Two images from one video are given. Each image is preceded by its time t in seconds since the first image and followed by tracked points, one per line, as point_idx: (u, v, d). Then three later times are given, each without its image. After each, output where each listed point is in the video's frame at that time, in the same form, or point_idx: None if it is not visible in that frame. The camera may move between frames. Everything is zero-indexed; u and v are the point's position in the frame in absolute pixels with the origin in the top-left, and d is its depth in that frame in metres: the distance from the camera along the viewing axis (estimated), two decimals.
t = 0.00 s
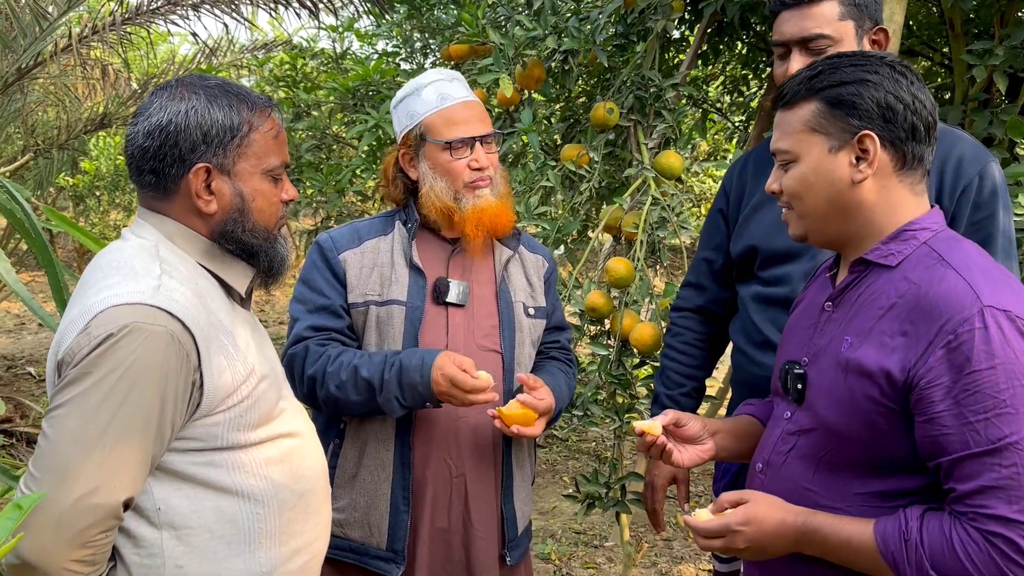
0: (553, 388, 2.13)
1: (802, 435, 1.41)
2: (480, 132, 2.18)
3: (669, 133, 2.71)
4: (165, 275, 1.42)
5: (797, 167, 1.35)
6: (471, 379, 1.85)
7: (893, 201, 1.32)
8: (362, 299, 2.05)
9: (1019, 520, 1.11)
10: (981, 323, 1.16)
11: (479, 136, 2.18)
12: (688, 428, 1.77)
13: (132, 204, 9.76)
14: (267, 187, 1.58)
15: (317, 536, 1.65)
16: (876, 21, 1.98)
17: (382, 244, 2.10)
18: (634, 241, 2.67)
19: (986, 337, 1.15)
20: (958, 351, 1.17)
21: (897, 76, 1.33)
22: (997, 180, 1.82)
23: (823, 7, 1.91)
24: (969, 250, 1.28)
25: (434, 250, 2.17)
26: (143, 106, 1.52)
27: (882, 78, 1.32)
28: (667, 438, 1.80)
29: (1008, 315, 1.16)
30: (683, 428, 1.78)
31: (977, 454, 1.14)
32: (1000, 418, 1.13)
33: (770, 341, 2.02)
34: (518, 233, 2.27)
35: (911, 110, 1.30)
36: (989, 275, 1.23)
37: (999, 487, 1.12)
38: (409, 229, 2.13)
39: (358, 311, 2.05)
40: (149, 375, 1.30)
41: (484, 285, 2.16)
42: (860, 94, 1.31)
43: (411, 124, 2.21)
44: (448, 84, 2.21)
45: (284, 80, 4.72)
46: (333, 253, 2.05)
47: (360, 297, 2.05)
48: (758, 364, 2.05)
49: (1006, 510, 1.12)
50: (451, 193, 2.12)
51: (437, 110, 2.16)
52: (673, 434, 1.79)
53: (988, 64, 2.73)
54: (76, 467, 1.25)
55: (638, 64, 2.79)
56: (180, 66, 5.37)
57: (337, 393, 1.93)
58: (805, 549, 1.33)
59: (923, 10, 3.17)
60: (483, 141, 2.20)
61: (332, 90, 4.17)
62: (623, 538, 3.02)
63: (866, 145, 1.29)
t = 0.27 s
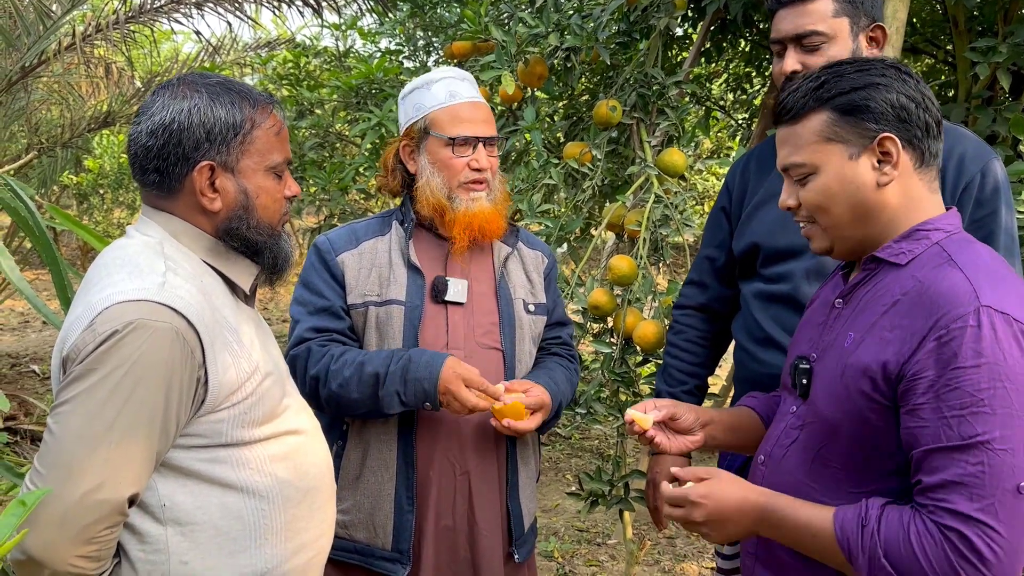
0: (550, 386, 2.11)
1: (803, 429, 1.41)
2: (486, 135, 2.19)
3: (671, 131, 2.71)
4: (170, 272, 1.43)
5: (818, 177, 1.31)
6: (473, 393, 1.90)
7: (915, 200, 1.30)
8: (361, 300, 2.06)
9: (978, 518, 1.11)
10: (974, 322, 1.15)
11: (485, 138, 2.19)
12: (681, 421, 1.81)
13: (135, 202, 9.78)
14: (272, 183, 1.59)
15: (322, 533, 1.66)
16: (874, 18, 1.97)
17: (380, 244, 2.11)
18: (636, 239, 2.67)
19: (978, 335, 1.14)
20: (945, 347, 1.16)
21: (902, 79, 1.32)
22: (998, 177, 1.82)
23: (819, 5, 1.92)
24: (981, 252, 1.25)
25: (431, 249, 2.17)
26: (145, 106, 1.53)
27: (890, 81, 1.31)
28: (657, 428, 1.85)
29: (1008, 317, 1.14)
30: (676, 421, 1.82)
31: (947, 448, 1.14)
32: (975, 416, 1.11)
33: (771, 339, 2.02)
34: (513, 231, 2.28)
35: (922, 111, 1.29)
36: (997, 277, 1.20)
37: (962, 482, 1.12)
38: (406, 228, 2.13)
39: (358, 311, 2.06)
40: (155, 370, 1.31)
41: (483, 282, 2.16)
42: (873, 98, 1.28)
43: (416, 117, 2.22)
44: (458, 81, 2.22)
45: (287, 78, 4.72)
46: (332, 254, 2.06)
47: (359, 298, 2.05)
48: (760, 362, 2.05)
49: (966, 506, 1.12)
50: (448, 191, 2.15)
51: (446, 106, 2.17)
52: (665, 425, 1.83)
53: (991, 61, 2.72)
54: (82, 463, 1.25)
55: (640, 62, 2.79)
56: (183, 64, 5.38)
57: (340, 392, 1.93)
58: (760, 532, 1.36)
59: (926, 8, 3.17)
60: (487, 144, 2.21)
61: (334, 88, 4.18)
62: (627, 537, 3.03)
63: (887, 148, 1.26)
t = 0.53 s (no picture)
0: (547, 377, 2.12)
1: (808, 429, 1.40)
2: (489, 140, 2.20)
3: (672, 130, 2.71)
4: (174, 271, 1.44)
5: (846, 176, 1.24)
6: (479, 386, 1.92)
7: (942, 199, 1.26)
8: (364, 299, 2.06)
9: (919, 506, 1.08)
10: (977, 325, 1.12)
11: (488, 143, 2.19)
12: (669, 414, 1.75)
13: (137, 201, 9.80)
14: (271, 176, 1.60)
15: (325, 532, 1.66)
16: (873, 18, 1.97)
17: (381, 244, 2.12)
18: (637, 239, 2.68)
19: (978, 336, 1.12)
20: (942, 343, 1.14)
21: (932, 73, 1.27)
22: (999, 177, 1.83)
23: (819, 4, 1.92)
24: (1001, 260, 1.22)
25: (432, 250, 2.17)
26: (137, 110, 1.53)
27: (921, 75, 1.25)
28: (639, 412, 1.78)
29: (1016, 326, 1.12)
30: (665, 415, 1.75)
31: (911, 434, 1.11)
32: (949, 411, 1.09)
33: (772, 338, 2.03)
34: (513, 230, 2.29)
35: (952, 108, 1.25)
36: (1013, 287, 1.17)
37: (912, 467, 1.09)
38: (407, 227, 2.14)
39: (360, 311, 2.07)
40: (160, 366, 1.32)
41: (484, 281, 2.17)
42: (906, 94, 1.23)
43: (421, 116, 2.22)
44: (467, 84, 2.22)
45: (288, 78, 4.73)
46: (334, 254, 2.07)
47: (361, 297, 2.06)
48: (761, 361, 2.06)
49: (910, 493, 1.09)
50: (447, 192, 2.15)
51: (451, 109, 2.17)
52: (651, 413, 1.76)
53: (991, 60, 2.73)
54: (86, 461, 1.26)
55: (641, 62, 2.79)
56: (185, 64, 5.39)
57: (345, 390, 1.93)
58: (686, 485, 1.33)
59: (927, 7, 3.17)
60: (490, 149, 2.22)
61: (336, 87, 4.19)
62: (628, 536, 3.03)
63: (920, 147, 1.21)
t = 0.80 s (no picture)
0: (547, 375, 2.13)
1: (820, 438, 1.39)
2: (486, 149, 2.18)
3: (672, 131, 2.72)
4: (176, 272, 1.44)
5: (866, 176, 1.23)
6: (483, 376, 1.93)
7: (961, 202, 1.26)
8: (364, 299, 2.07)
9: (914, 510, 1.08)
10: (992, 334, 1.11)
11: (484, 152, 2.18)
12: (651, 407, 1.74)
13: (137, 202, 9.81)
14: (271, 175, 1.61)
15: (327, 533, 1.66)
16: (877, 19, 1.98)
17: (381, 245, 2.12)
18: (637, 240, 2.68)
19: (991, 344, 1.11)
20: (955, 349, 1.13)
21: (958, 70, 1.25)
22: (1000, 178, 1.83)
23: (824, 4, 1.92)
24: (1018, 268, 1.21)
25: (432, 250, 2.17)
26: (135, 111, 1.54)
27: (948, 73, 1.24)
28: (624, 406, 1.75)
29: None
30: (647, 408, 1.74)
31: (912, 436, 1.11)
32: (954, 416, 1.09)
33: (772, 338, 2.04)
34: (512, 231, 2.29)
35: (977, 107, 1.24)
36: None
37: (911, 470, 1.09)
38: (407, 228, 2.15)
39: (360, 311, 2.07)
40: (163, 368, 1.32)
41: (484, 282, 2.18)
42: (932, 92, 1.21)
43: (423, 119, 2.22)
44: (470, 89, 2.21)
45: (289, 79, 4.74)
46: (335, 254, 2.07)
47: (362, 297, 2.07)
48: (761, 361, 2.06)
49: (906, 496, 1.08)
50: (439, 196, 2.16)
51: (452, 114, 2.17)
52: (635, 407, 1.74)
53: (991, 61, 2.73)
54: (90, 462, 1.27)
55: (642, 63, 2.80)
56: (185, 65, 5.40)
57: (348, 389, 1.94)
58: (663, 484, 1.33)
59: (926, 8, 3.18)
60: (487, 157, 2.21)
61: (336, 88, 4.20)
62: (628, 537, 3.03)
63: (945, 149, 1.20)
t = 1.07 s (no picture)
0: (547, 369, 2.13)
1: (826, 444, 1.38)
2: (483, 162, 2.16)
3: (671, 133, 2.73)
4: (179, 274, 1.45)
5: (896, 171, 1.20)
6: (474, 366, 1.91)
7: (979, 205, 1.26)
8: (365, 300, 2.08)
9: (901, 484, 1.03)
10: (1000, 331, 1.10)
11: (481, 165, 2.16)
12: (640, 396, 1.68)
13: (137, 204, 9.82)
14: (271, 179, 1.61)
15: (327, 536, 1.66)
16: (882, 22, 1.99)
17: (382, 246, 2.13)
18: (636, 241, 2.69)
19: (997, 340, 1.09)
20: (961, 344, 1.12)
21: (984, 71, 1.26)
22: (998, 180, 1.84)
23: (829, 5, 1.93)
24: None
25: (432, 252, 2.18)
26: (138, 114, 1.56)
27: (977, 73, 1.24)
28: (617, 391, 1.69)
29: None
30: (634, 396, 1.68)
31: (908, 415, 1.07)
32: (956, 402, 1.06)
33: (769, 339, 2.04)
34: (512, 232, 2.29)
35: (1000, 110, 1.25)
36: None
37: (901, 447, 1.05)
38: (407, 231, 2.15)
39: (361, 313, 2.08)
40: (166, 369, 1.33)
41: (484, 283, 2.19)
42: (966, 91, 1.21)
43: (424, 126, 2.21)
44: (473, 100, 2.18)
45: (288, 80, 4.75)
46: (337, 255, 2.08)
47: (363, 299, 2.07)
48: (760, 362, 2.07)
49: (896, 471, 1.04)
50: (435, 204, 2.17)
51: (453, 126, 2.15)
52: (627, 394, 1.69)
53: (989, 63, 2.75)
54: (94, 463, 1.27)
55: (641, 65, 2.80)
56: (185, 66, 5.40)
57: (349, 389, 1.95)
58: (630, 454, 1.25)
59: (925, 9, 3.19)
60: (485, 171, 2.19)
61: (336, 90, 4.21)
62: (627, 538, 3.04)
63: (974, 150, 1.20)
